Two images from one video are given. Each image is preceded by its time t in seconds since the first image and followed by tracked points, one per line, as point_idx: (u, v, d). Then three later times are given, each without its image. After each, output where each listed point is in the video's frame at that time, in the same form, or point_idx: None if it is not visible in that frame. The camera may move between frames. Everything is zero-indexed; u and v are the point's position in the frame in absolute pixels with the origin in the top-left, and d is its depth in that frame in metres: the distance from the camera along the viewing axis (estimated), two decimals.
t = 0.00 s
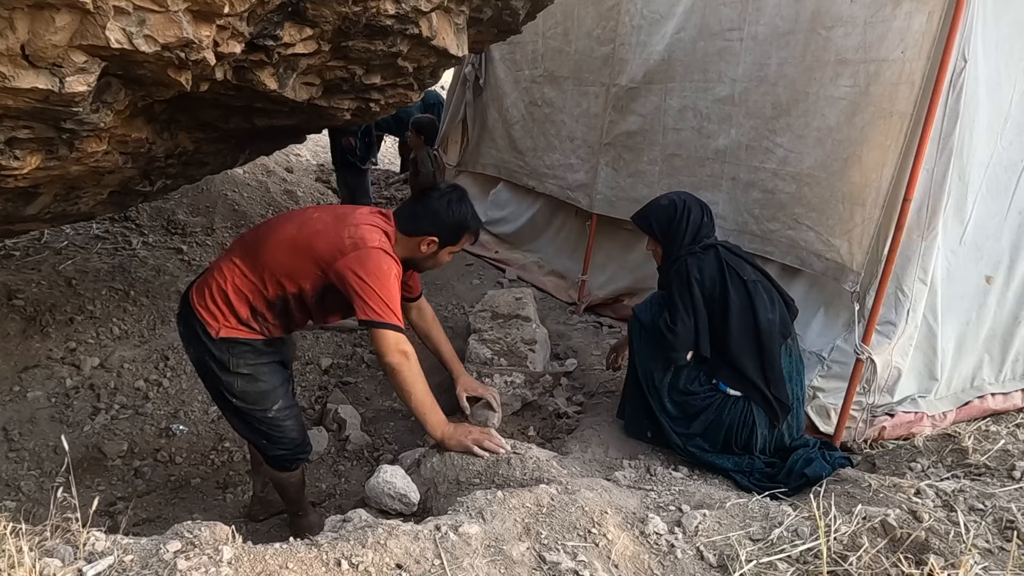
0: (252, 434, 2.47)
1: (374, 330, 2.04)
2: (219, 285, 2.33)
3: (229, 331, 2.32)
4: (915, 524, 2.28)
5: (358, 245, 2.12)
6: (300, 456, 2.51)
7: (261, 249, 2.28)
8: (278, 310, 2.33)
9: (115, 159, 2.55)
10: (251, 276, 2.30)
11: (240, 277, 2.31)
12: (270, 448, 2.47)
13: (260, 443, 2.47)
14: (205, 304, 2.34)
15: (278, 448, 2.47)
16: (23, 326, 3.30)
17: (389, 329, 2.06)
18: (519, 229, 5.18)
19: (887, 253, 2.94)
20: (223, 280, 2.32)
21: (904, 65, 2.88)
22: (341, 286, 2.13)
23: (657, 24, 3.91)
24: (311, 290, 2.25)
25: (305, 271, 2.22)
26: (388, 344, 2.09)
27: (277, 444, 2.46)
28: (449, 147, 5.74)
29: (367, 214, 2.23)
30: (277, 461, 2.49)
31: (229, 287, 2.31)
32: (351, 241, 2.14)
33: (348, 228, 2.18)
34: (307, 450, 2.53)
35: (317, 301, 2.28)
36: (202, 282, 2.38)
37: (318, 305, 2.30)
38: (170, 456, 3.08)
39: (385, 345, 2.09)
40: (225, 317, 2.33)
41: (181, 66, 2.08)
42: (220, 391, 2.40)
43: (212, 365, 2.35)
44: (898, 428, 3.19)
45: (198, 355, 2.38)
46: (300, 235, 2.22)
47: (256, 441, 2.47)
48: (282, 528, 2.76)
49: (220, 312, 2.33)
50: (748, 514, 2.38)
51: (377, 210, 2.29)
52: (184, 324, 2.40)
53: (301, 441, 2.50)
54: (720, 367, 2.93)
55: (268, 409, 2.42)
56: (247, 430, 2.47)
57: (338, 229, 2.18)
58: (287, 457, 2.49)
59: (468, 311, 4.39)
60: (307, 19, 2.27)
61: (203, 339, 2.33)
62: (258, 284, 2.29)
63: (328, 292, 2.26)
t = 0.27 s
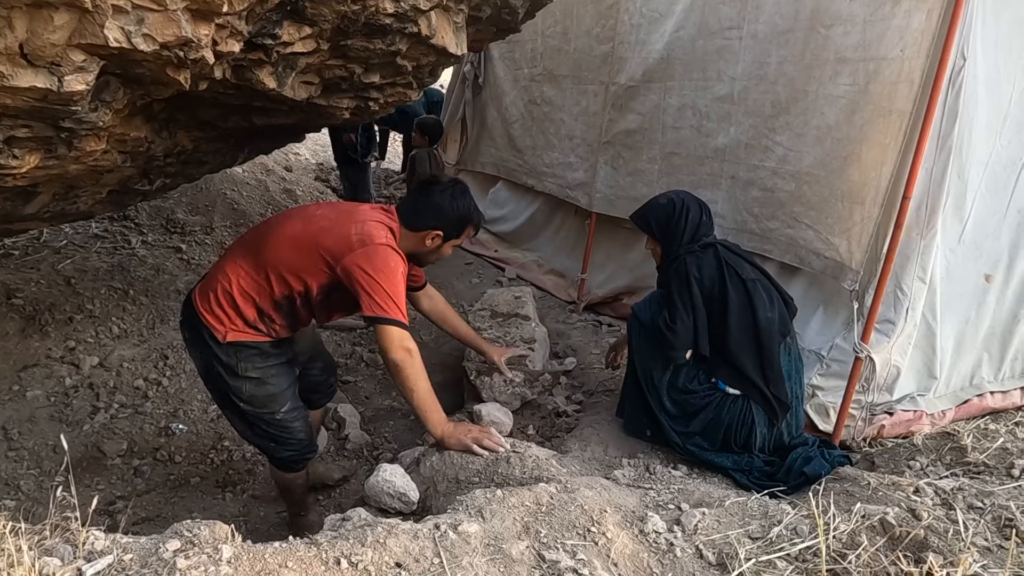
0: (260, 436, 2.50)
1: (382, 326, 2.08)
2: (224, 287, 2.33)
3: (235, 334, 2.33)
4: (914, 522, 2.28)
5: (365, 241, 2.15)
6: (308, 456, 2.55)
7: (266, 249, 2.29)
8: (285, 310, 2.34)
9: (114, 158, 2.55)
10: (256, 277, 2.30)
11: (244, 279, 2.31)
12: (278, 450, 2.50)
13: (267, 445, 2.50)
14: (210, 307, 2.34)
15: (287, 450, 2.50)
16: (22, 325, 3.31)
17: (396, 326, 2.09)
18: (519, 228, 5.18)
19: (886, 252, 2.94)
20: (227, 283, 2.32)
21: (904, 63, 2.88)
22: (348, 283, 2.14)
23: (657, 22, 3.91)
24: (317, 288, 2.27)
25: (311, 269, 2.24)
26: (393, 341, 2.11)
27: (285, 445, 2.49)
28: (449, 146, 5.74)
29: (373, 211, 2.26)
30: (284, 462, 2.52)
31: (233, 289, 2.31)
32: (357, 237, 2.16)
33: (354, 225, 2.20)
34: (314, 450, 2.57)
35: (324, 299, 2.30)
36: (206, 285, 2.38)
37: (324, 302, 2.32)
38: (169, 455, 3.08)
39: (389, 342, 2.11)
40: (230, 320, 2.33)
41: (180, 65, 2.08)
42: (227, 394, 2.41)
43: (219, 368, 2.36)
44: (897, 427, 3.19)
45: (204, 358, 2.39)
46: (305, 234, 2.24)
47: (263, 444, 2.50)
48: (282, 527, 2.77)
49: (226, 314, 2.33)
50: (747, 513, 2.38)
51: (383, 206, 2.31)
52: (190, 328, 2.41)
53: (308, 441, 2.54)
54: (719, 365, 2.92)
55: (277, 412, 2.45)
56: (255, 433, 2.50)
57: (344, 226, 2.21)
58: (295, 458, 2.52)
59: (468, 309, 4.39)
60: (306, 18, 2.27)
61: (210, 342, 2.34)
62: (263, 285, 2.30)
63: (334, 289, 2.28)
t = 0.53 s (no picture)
0: (268, 432, 2.50)
1: (380, 324, 2.08)
2: (230, 281, 2.37)
3: (239, 327, 2.36)
4: (913, 520, 2.28)
5: (366, 238, 2.16)
6: (316, 454, 2.54)
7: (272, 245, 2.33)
8: (288, 306, 2.36)
9: (112, 157, 2.55)
10: (261, 272, 2.34)
11: (250, 273, 2.35)
12: (287, 447, 2.49)
13: (276, 442, 2.49)
14: (216, 301, 2.38)
15: (295, 447, 2.49)
16: (20, 325, 3.30)
17: (393, 324, 2.09)
18: (517, 227, 5.18)
19: (884, 251, 2.94)
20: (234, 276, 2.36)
21: (902, 62, 2.88)
22: (348, 280, 2.16)
23: (655, 21, 3.91)
24: (320, 283, 2.30)
25: (313, 265, 2.27)
26: (390, 339, 2.12)
27: (293, 442, 2.49)
28: (447, 145, 5.73)
29: (376, 210, 2.28)
30: (293, 459, 2.51)
31: (239, 283, 2.36)
32: (357, 235, 2.19)
33: (356, 222, 2.23)
34: (322, 448, 2.56)
35: (326, 295, 2.32)
36: (213, 280, 2.43)
37: (326, 299, 2.34)
38: (168, 454, 3.08)
39: (386, 339, 2.11)
40: (235, 314, 2.37)
41: (178, 64, 2.08)
42: (234, 388, 2.44)
43: (224, 362, 2.39)
44: (896, 425, 3.19)
45: (210, 351, 2.42)
46: (310, 230, 2.27)
47: (272, 440, 2.50)
48: (281, 525, 2.77)
49: (230, 308, 2.37)
50: (746, 511, 2.39)
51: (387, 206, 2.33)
52: (197, 321, 2.45)
53: (316, 438, 2.53)
54: (717, 364, 2.92)
55: (284, 407, 2.44)
56: (264, 429, 2.50)
57: (347, 223, 2.23)
58: (304, 455, 2.51)
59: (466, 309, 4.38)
60: (304, 17, 2.26)
61: (215, 335, 2.37)
62: (268, 280, 2.33)
63: (336, 287, 2.30)
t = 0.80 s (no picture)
0: (259, 416, 2.53)
1: (378, 322, 2.08)
2: (237, 265, 2.41)
3: (240, 310, 2.39)
4: (911, 519, 2.28)
5: (367, 235, 2.17)
6: (305, 442, 2.57)
7: (279, 232, 2.36)
8: (290, 293, 2.39)
9: (109, 156, 2.54)
10: (267, 258, 2.37)
11: (257, 258, 2.39)
12: (276, 432, 2.52)
13: (266, 426, 2.52)
14: (222, 283, 2.42)
15: (285, 433, 2.52)
16: (17, 324, 3.30)
17: (391, 322, 2.09)
18: (515, 227, 5.18)
19: (882, 250, 2.95)
20: (241, 259, 2.40)
21: (900, 61, 2.88)
22: (348, 275, 2.17)
23: (653, 20, 3.91)
24: (321, 275, 2.31)
25: (316, 256, 2.29)
26: (388, 337, 2.11)
27: (283, 427, 2.51)
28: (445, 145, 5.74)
29: (381, 208, 2.28)
30: (282, 445, 2.54)
31: (245, 267, 2.40)
32: (359, 231, 2.19)
33: (359, 218, 2.24)
34: (312, 436, 2.59)
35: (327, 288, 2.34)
36: (221, 263, 2.47)
37: (328, 291, 2.35)
38: (165, 454, 3.08)
39: (384, 336, 2.11)
40: (239, 296, 2.40)
41: (175, 63, 2.07)
42: (230, 368, 2.47)
43: (224, 342, 2.42)
44: (894, 424, 3.20)
45: (213, 331, 2.45)
46: (315, 222, 2.29)
47: (263, 424, 2.53)
48: (278, 525, 2.76)
49: (234, 291, 2.41)
50: (744, 510, 2.39)
51: (394, 205, 2.33)
52: (202, 302, 2.49)
53: (307, 425, 2.56)
54: (715, 363, 2.92)
55: (277, 391, 2.48)
56: (255, 411, 2.53)
57: (351, 218, 2.25)
58: (293, 442, 2.54)
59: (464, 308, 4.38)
60: (302, 16, 2.26)
61: (217, 315, 2.40)
62: (272, 266, 2.37)
63: (337, 280, 2.31)
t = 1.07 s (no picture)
0: (253, 409, 2.53)
1: (378, 319, 2.08)
2: (239, 257, 2.43)
3: (241, 301, 2.40)
4: (910, 518, 2.28)
5: (367, 233, 2.17)
6: (299, 437, 2.57)
7: (280, 226, 2.37)
8: (291, 286, 2.40)
9: (106, 155, 2.54)
10: (269, 251, 2.39)
11: (259, 250, 2.40)
12: (270, 425, 2.53)
13: (260, 419, 2.53)
14: (224, 274, 2.44)
15: (278, 427, 2.53)
16: (14, 323, 3.29)
17: (391, 319, 2.09)
18: (514, 226, 5.18)
19: (881, 249, 2.95)
20: (244, 251, 2.42)
21: (898, 60, 2.88)
22: (348, 272, 2.17)
23: (651, 19, 3.91)
24: (321, 270, 2.32)
25: (316, 251, 2.29)
26: (388, 335, 2.11)
27: (278, 421, 2.52)
28: (444, 144, 5.74)
29: (382, 204, 2.28)
30: (275, 438, 2.55)
31: (247, 260, 2.41)
32: (359, 228, 2.19)
33: (359, 215, 2.24)
34: (306, 431, 2.59)
35: (327, 283, 2.34)
36: (224, 254, 2.49)
37: (328, 287, 2.36)
38: (163, 454, 3.07)
39: (383, 334, 2.11)
40: (240, 288, 2.41)
41: (172, 61, 2.06)
42: (227, 360, 2.48)
43: (223, 333, 2.44)
44: (892, 423, 3.20)
45: (213, 322, 2.47)
46: (316, 218, 2.30)
47: (256, 417, 2.54)
48: (276, 524, 2.76)
49: (236, 282, 2.42)
50: (743, 509, 2.38)
51: (396, 199, 2.33)
52: (205, 293, 2.50)
53: (301, 420, 2.57)
54: (714, 362, 2.92)
55: (273, 385, 2.49)
56: (250, 404, 2.53)
57: (351, 215, 2.25)
58: (286, 436, 2.55)
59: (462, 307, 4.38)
60: (299, 14, 2.25)
61: (218, 306, 2.42)
62: (274, 259, 2.38)
63: (338, 276, 2.32)
